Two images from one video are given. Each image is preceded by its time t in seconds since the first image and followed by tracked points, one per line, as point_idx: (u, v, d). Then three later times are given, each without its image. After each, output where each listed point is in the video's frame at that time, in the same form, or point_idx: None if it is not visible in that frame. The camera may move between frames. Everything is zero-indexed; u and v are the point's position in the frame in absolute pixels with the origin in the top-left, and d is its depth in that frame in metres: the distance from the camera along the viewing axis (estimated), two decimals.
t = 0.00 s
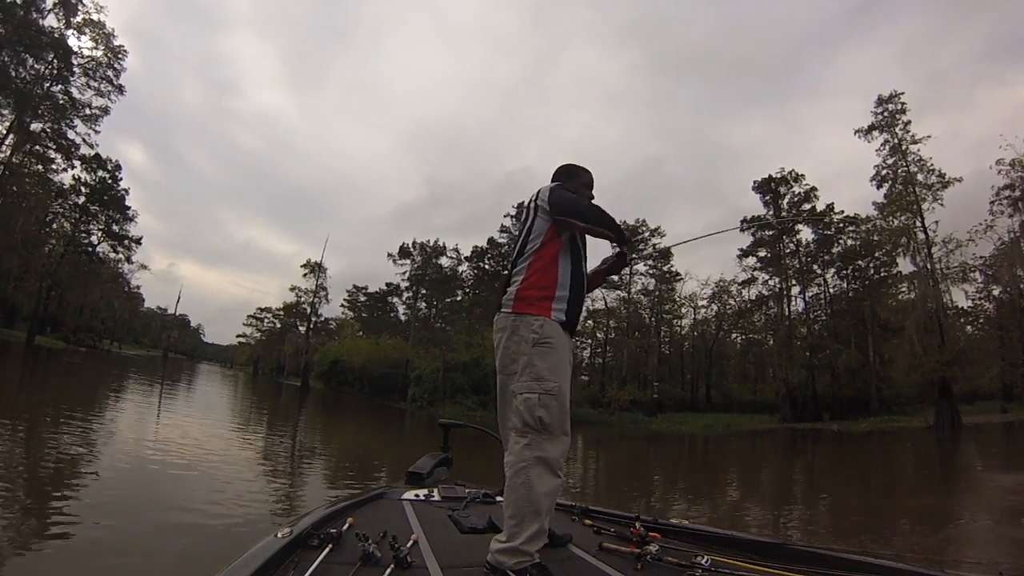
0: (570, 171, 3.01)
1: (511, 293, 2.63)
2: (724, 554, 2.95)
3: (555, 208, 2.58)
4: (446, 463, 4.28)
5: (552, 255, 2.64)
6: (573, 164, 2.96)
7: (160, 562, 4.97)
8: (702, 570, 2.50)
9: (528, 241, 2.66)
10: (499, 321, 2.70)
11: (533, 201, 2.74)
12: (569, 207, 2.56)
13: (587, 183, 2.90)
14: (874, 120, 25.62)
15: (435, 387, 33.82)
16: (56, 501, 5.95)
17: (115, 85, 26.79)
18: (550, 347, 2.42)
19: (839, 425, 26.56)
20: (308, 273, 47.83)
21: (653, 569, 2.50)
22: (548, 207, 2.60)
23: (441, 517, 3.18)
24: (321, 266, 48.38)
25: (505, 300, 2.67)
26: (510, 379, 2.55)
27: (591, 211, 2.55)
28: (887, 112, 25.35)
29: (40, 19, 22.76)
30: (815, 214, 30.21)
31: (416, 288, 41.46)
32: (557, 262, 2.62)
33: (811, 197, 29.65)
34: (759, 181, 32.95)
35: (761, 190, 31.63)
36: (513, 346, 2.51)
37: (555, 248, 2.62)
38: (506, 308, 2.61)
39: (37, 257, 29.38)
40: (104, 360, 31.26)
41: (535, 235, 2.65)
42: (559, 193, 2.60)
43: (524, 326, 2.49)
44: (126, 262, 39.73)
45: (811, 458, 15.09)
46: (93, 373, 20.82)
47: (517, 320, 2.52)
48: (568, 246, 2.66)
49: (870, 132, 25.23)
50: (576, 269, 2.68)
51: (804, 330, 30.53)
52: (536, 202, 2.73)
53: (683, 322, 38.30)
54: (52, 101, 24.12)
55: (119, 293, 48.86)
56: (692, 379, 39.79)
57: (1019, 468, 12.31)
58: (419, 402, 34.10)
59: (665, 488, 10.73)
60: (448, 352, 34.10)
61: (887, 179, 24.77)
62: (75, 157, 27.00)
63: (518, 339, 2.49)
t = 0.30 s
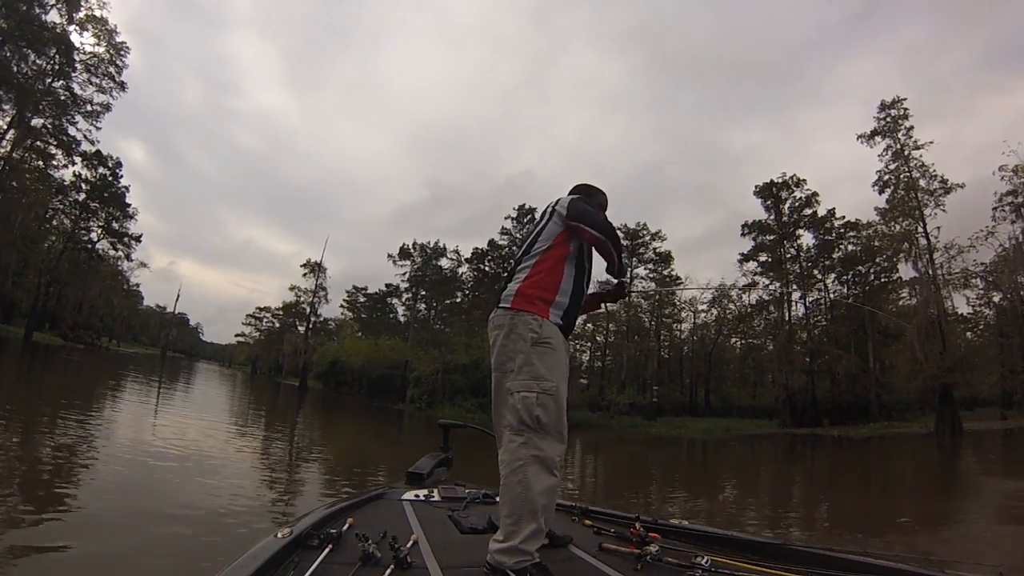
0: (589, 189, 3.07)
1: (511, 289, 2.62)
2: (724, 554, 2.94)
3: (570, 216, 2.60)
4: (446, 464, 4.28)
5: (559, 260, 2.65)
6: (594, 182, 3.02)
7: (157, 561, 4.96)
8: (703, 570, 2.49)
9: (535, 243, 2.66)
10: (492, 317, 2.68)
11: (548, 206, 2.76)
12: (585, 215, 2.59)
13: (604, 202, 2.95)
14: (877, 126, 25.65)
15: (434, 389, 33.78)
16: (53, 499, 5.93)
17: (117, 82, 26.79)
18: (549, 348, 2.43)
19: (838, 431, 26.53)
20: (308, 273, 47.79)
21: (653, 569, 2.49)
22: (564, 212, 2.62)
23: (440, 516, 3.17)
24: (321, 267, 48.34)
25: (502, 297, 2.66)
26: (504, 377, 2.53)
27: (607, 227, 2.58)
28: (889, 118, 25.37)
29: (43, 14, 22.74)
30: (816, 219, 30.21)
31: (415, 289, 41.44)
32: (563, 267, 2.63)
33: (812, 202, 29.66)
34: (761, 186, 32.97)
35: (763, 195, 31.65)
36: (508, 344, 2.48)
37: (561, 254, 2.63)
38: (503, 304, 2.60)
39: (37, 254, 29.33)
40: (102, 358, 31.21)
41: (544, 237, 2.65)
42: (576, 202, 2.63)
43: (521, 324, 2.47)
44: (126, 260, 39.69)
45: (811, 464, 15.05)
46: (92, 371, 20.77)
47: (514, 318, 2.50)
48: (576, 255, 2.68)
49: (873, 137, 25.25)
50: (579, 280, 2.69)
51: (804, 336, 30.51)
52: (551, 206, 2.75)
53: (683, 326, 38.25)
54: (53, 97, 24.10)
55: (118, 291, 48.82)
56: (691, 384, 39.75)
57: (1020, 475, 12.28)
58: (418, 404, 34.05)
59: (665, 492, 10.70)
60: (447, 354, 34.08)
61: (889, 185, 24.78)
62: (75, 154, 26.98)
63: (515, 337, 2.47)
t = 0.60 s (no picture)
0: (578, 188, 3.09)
1: (510, 284, 2.58)
2: (724, 554, 2.94)
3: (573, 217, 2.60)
4: (446, 463, 4.27)
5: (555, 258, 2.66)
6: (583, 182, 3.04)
7: (153, 561, 4.93)
8: (703, 570, 2.48)
9: (532, 238, 2.64)
10: (488, 314, 2.63)
11: (547, 203, 2.74)
12: (583, 214, 2.59)
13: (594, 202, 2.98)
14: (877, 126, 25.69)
15: (432, 388, 33.76)
16: (49, 498, 5.90)
17: (114, 79, 26.72)
18: (553, 347, 2.46)
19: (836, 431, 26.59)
20: (305, 272, 47.72)
21: (653, 569, 2.49)
22: (562, 209, 2.61)
23: (440, 517, 3.17)
24: (319, 265, 48.27)
25: (498, 293, 2.61)
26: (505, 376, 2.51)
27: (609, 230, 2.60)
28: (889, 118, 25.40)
29: (40, 10, 22.65)
30: (815, 219, 30.25)
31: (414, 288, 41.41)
32: (560, 264, 2.63)
33: (811, 202, 29.68)
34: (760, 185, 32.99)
35: (762, 194, 31.68)
36: (510, 343, 2.45)
37: (559, 250, 2.63)
38: (500, 302, 2.55)
39: (33, 251, 29.25)
40: (99, 356, 31.13)
41: (540, 234, 2.63)
42: (574, 199, 2.63)
43: (525, 322, 2.45)
44: (123, 258, 39.60)
45: (810, 464, 15.06)
46: (89, 370, 20.72)
47: (517, 313, 2.48)
48: (574, 255, 2.69)
49: (872, 137, 25.28)
50: (575, 280, 2.71)
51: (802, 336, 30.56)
52: (546, 203, 2.73)
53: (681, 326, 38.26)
54: (51, 94, 24.02)
55: (116, 290, 48.70)
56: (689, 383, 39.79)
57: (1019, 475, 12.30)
58: (416, 403, 34.03)
59: (665, 492, 10.71)
60: (445, 353, 34.07)
61: (889, 184, 24.82)
62: (72, 151, 26.90)
63: (518, 335, 2.45)
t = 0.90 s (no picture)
0: (563, 167, 3.04)
1: (501, 282, 2.53)
2: (723, 553, 2.95)
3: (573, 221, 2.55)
4: (446, 463, 4.26)
5: (547, 255, 2.65)
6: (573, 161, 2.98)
7: (149, 562, 4.89)
8: (703, 569, 2.49)
9: (527, 232, 2.57)
10: (475, 308, 2.57)
11: (542, 195, 2.65)
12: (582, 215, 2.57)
13: (580, 186, 2.96)
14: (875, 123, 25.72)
15: (429, 387, 33.75)
16: (42, 499, 5.85)
17: (109, 76, 26.61)
18: (546, 349, 2.48)
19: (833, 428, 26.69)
20: (302, 270, 47.62)
21: (654, 569, 2.49)
22: (560, 206, 2.56)
23: (440, 516, 3.16)
24: (316, 264, 48.17)
25: (488, 288, 2.56)
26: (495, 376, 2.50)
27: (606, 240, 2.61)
28: (887, 115, 25.45)
29: (34, 7, 22.52)
30: (812, 216, 30.33)
31: (411, 287, 41.37)
32: (553, 263, 2.64)
33: (809, 199, 29.74)
34: (757, 183, 33.06)
35: (759, 192, 31.73)
36: (502, 345, 2.44)
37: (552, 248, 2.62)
38: (493, 299, 2.50)
39: (28, 250, 29.12)
40: (95, 355, 31.03)
41: (535, 228, 2.58)
42: (572, 196, 2.59)
43: (520, 323, 2.45)
44: (118, 256, 39.47)
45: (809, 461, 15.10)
46: (86, 370, 20.67)
47: (512, 313, 2.46)
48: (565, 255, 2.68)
49: (870, 134, 25.33)
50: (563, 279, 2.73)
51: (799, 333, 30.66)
52: (538, 192, 2.66)
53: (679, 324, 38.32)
54: (45, 92, 23.90)
55: (111, 289, 48.52)
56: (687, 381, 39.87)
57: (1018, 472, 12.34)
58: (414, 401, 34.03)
59: (665, 490, 10.73)
60: (443, 351, 34.04)
61: (887, 182, 24.87)
62: (67, 150, 26.79)
63: (512, 336, 2.43)
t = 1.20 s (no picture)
0: (564, 146, 2.93)
1: (490, 282, 2.50)
2: (723, 553, 2.94)
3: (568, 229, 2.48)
4: (446, 463, 4.25)
5: (540, 256, 2.59)
6: (574, 141, 2.87)
7: (145, 560, 4.86)
8: (703, 570, 2.48)
9: (520, 237, 2.52)
10: (464, 306, 2.55)
11: (540, 193, 2.57)
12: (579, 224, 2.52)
13: (581, 176, 2.87)
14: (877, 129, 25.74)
15: (427, 387, 33.70)
16: (38, 495, 5.82)
17: (111, 72, 26.58)
18: (534, 349, 2.47)
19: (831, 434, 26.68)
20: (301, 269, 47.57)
21: (653, 569, 2.49)
22: (557, 215, 2.50)
23: (440, 516, 3.15)
24: (315, 263, 48.12)
25: (476, 287, 2.54)
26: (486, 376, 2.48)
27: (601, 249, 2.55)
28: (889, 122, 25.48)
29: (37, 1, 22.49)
30: (813, 222, 30.36)
31: (410, 287, 41.33)
32: (544, 267, 2.61)
33: (810, 205, 29.78)
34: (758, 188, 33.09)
35: (760, 197, 31.77)
36: (489, 345, 2.41)
37: (544, 253, 2.58)
38: (480, 299, 2.49)
39: (27, 245, 29.09)
40: (92, 352, 30.97)
41: (530, 234, 2.52)
42: (572, 203, 2.51)
43: (507, 323, 2.43)
44: (117, 253, 39.42)
45: (808, 467, 15.09)
46: (84, 366, 20.61)
47: (498, 314, 2.44)
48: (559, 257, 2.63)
49: (872, 140, 25.37)
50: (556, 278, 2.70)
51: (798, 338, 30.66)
52: (535, 192, 2.57)
53: (678, 328, 38.31)
54: (46, 86, 23.87)
55: (110, 286, 48.44)
56: (685, 386, 39.86)
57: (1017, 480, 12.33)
58: (412, 402, 33.97)
59: (664, 494, 10.71)
60: (441, 352, 34.02)
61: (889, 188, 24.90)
62: (67, 144, 26.74)
63: (499, 337, 2.41)
